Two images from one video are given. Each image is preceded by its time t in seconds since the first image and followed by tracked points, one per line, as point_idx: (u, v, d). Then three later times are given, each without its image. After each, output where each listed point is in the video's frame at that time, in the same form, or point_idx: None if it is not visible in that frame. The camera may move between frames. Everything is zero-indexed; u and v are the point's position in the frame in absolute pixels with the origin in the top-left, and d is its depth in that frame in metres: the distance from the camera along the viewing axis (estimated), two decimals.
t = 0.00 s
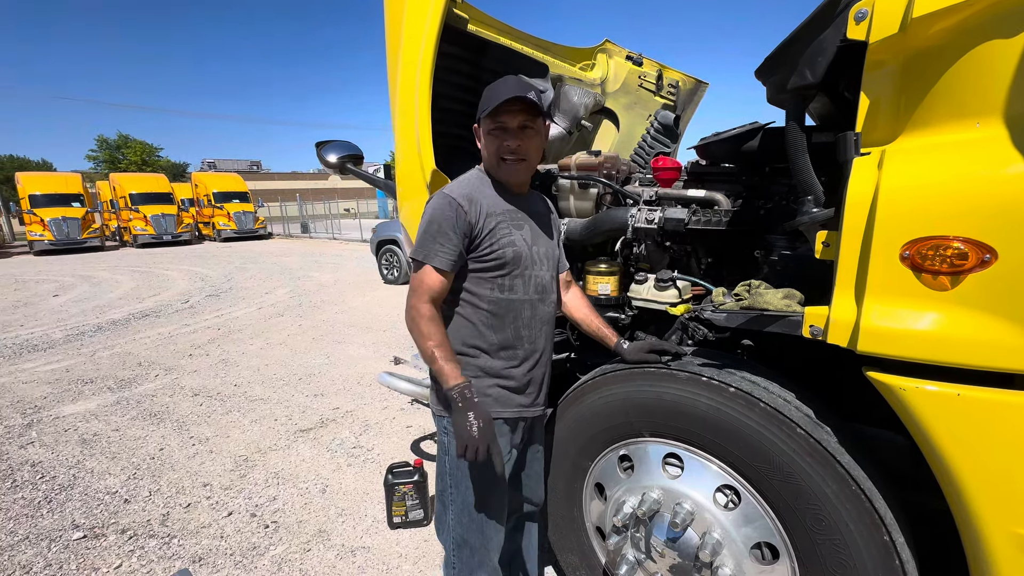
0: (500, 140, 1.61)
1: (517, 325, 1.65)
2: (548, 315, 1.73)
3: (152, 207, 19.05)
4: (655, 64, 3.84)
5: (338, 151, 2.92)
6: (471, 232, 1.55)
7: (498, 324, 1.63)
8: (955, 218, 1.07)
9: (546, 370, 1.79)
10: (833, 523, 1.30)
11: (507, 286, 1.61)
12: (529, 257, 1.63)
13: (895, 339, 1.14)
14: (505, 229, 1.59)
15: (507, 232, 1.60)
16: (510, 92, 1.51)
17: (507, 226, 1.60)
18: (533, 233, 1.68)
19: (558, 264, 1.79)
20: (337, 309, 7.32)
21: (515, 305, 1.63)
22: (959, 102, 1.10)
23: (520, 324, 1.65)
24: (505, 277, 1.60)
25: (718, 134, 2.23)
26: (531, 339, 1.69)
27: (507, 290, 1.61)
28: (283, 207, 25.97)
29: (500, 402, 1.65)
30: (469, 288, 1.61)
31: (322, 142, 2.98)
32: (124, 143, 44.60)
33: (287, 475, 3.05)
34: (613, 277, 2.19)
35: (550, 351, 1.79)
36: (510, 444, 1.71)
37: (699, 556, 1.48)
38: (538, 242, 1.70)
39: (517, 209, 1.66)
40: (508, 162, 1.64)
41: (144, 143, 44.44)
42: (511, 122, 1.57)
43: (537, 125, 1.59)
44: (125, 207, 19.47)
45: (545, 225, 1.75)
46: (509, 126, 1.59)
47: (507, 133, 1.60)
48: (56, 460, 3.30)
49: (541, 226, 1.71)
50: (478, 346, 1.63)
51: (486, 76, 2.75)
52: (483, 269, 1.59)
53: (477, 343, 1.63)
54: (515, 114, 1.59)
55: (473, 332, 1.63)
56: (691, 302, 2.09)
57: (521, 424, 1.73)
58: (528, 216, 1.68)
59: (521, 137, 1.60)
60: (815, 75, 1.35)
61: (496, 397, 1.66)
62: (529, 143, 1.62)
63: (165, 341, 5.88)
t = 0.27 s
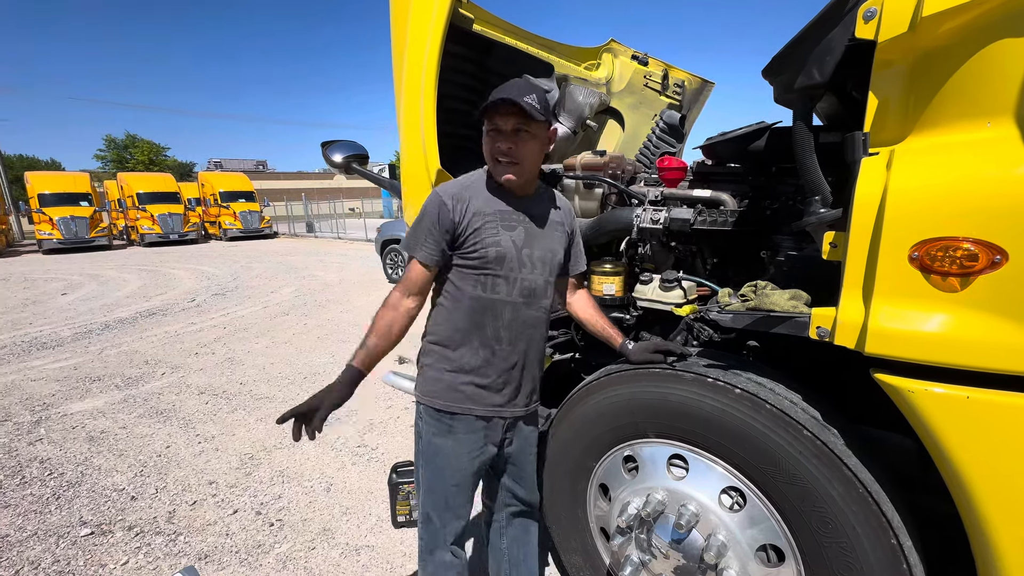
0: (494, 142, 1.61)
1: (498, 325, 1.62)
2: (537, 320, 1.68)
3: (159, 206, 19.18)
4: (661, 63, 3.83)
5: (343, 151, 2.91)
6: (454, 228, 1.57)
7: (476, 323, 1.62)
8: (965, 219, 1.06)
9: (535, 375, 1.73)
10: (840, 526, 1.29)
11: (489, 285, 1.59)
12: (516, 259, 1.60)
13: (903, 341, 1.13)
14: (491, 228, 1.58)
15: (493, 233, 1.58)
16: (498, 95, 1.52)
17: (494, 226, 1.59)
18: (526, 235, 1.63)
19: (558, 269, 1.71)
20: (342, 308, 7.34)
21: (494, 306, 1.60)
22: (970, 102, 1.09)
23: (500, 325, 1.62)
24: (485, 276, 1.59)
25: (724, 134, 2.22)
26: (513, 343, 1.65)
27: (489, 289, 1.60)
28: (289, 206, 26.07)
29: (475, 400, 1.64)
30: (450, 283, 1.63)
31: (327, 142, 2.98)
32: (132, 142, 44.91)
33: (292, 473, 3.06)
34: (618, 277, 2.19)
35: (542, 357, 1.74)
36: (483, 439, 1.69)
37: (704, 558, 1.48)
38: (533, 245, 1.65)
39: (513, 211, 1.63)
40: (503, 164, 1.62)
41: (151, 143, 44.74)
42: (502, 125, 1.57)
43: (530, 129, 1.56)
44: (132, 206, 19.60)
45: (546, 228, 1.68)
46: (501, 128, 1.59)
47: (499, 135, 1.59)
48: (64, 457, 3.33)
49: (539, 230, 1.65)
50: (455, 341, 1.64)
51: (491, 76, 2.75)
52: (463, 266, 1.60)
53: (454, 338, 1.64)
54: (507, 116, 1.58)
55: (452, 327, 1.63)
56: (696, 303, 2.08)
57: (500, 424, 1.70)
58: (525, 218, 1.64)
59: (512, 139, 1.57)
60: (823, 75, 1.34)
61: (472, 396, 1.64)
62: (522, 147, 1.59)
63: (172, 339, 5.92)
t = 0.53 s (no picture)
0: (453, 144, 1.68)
1: (464, 323, 1.62)
2: (506, 319, 1.63)
3: (167, 206, 19.31)
4: (666, 63, 3.81)
5: (348, 151, 2.90)
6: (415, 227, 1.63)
7: (442, 322, 1.63)
8: (974, 220, 1.05)
9: (511, 378, 1.68)
10: (846, 529, 1.28)
11: (451, 282, 1.60)
12: (475, 256, 1.59)
13: (911, 342, 1.12)
14: (450, 226, 1.60)
15: (453, 230, 1.60)
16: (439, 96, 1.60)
17: (453, 224, 1.61)
18: (490, 231, 1.61)
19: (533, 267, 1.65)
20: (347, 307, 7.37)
21: (457, 304, 1.60)
22: (980, 101, 1.08)
23: (464, 324, 1.61)
24: (448, 275, 1.60)
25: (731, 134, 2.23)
26: (481, 342, 1.62)
27: (452, 286, 1.61)
28: (295, 206, 26.20)
29: (443, 399, 1.64)
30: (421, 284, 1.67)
31: (333, 142, 2.97)
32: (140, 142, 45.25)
33: (297, 472, 3.07)
34: (623, 277, 2.19)
35: (518, 358, 1.68)
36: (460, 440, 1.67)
37: (709, 560, 1.47)
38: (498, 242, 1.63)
39: (476, 208, 1.63)
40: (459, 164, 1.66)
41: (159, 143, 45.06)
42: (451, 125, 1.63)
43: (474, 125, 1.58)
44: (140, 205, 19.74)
45: (515, 224, 1.64)
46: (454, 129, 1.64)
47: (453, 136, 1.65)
48: (72, 454, 3.36)
49: (503, 226, 1.62)
50: (427, 341, 1.65)
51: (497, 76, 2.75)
52: (428, 266, 1.64)
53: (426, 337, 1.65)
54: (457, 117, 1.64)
55: (423, 327, 1.66)
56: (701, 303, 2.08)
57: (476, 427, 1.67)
58: (489, 214, 1.63)
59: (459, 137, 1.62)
60: (831, 74, 1.33)
61: (443, 395, 1.64)
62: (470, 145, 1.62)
63: (179, 337, 5.96)
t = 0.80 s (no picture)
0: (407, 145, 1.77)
1: (407, 327, 1.72)
2: (445, 325, 1.69)
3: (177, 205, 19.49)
4: (674, 62, 3.79)
5: (355, 151, 2.89)
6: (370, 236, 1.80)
7: (390, 327, 1.75)
8: (990, 220, 1.03)
9: (455, 384, 1.73)
10: (857, 534, 1.27)
11: (394, 287, 1.72)
12: (413, 263, 1.69)
13: (924, 344, 1.10)
14: (395, 235, 1.73)
15: (396, 238, 1.72)
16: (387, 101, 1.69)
17: (399, 232, 1.73)
18: (431, 239, 1.69)
19: (477, 277, 1.69)
20: (354, 306, 7.39)
21: (399, 309, 1.72)
22: (996, 99, 1.06)
23: (406, 329, 1.72)
24: (391, 281, 1.73)
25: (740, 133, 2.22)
26: (420, 347, 1.71)
27: (394, 291, 1.73)
28: (303, 205, 26.34)
29: (399, 402, 1.74)
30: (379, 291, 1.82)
31: (341, 141, 2.95)
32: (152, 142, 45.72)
33: (304, 470, 3.09)
34: (630, 278, 2.18)
35: (462, 365, 1.72)
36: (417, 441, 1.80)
37: (716, 563, 1.46)
38: (441, 249, 1.70)
39: (422, 216, 1.73)
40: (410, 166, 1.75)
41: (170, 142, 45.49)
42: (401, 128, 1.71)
43: (418, 129, 1.65)
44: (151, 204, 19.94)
45: (458, 232, 1.69)
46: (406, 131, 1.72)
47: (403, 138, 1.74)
48: (84, 450, 3.39)
49: (445, 233, 1.69)
50: (382, 345, 1.79)
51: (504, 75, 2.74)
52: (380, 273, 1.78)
53: (382, 342, 1.79)
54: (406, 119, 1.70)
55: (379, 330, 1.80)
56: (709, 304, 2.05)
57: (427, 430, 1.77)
58: (433, 222, 1.71)
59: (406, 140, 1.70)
60: (843, 72, 1.32)
61: (393, 397, 1.76)
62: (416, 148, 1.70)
63: (189, 335, 6.00)
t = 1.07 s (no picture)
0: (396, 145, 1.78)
1: (400, 326, 1.80)
2: (429, 324, 1.75)
3: (187, 204, 19.64)
4: (683, 61, 3.76)
5: (363, 151, 2.88)
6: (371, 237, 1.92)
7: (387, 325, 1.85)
8: (1011, 223, 1.00)
9: (440, 382, 1.77)
10: (870, 541, 1.24)
11: (388, 287, 1.81)
12: (401, 263, 1.76)
13: (941, 349, 1.08)
14: (386, 236, 1.81)
15: (385, 239, 1.80)
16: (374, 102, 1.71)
17: (389, 233, 1.80)
18: (415, 240, 1.74)
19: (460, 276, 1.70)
20: (361, 306, 7.41)
21: (391, 308, 1.81)
22: (1018, 98, 1.03)
23: (398, 327, 1.80)
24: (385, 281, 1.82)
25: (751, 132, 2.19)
26: (409, 345, 1.78)
27: (388, 291, 1.81)
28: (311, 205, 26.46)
29: (394, 398, 1.83)
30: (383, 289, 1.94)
31: (349, 142, 2.95)
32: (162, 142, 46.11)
33: (311, 469, 3.09)
34: (639, 279, 2.15)
35: (446, 363, 1.76)
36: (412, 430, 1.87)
37: (726, 568, 1.44)
38: (426, 249, 1.74)
39: (409, 217, 1.78)
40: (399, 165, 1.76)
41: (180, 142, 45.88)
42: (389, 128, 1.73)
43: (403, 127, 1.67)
44: (161, 203, 20.10)
45: (441, 232, 1.72)
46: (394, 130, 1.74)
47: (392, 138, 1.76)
48: (95, 447, 3.42)
49: (428, 233, 1.72)
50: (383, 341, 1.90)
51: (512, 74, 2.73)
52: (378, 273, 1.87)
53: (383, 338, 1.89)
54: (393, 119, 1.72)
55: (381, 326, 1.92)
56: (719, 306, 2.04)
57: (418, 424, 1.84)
58: (417, 222, 1.75)
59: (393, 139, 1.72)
60: (858, 71, 1.30)
61: (390, 392, 1.85)
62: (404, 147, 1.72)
63: (198, 334, 6.04)
